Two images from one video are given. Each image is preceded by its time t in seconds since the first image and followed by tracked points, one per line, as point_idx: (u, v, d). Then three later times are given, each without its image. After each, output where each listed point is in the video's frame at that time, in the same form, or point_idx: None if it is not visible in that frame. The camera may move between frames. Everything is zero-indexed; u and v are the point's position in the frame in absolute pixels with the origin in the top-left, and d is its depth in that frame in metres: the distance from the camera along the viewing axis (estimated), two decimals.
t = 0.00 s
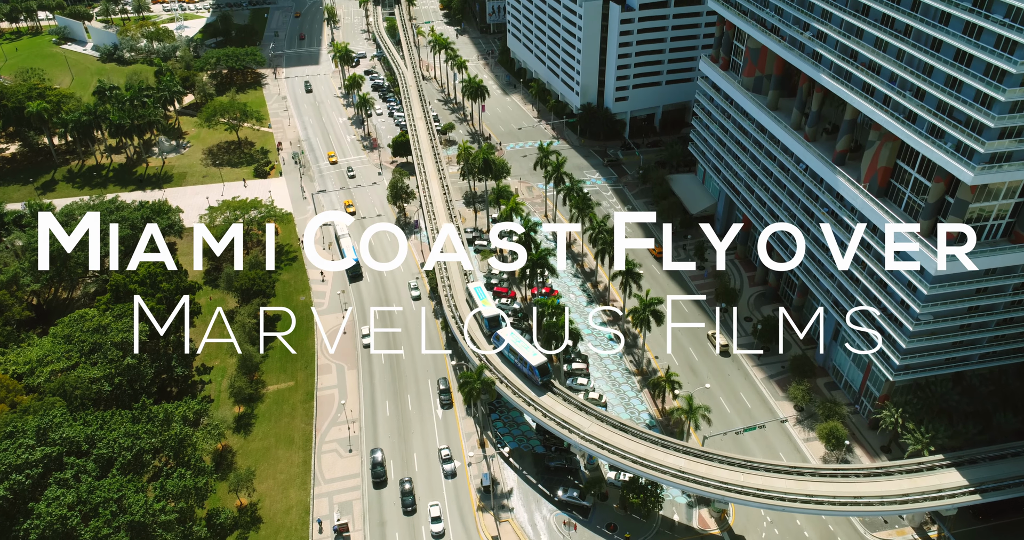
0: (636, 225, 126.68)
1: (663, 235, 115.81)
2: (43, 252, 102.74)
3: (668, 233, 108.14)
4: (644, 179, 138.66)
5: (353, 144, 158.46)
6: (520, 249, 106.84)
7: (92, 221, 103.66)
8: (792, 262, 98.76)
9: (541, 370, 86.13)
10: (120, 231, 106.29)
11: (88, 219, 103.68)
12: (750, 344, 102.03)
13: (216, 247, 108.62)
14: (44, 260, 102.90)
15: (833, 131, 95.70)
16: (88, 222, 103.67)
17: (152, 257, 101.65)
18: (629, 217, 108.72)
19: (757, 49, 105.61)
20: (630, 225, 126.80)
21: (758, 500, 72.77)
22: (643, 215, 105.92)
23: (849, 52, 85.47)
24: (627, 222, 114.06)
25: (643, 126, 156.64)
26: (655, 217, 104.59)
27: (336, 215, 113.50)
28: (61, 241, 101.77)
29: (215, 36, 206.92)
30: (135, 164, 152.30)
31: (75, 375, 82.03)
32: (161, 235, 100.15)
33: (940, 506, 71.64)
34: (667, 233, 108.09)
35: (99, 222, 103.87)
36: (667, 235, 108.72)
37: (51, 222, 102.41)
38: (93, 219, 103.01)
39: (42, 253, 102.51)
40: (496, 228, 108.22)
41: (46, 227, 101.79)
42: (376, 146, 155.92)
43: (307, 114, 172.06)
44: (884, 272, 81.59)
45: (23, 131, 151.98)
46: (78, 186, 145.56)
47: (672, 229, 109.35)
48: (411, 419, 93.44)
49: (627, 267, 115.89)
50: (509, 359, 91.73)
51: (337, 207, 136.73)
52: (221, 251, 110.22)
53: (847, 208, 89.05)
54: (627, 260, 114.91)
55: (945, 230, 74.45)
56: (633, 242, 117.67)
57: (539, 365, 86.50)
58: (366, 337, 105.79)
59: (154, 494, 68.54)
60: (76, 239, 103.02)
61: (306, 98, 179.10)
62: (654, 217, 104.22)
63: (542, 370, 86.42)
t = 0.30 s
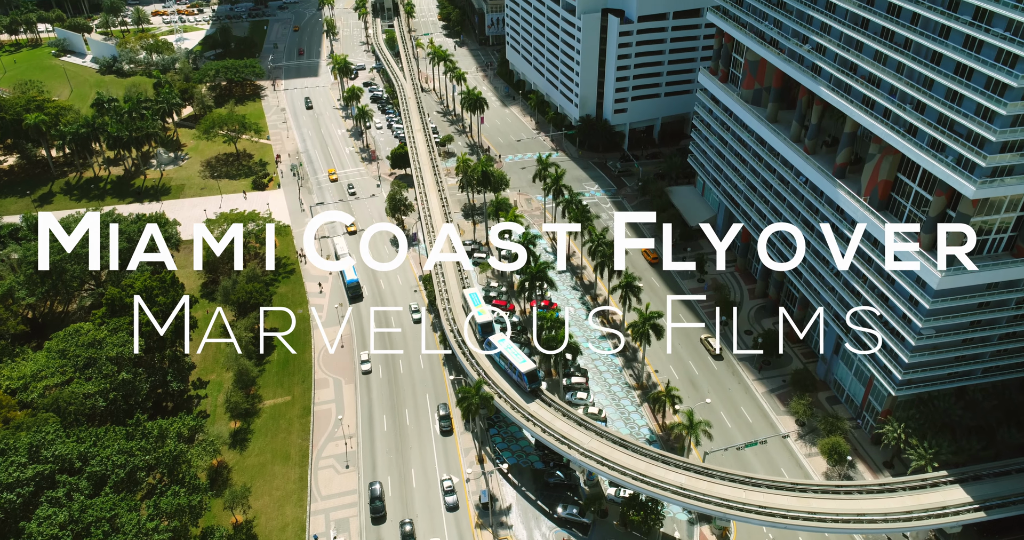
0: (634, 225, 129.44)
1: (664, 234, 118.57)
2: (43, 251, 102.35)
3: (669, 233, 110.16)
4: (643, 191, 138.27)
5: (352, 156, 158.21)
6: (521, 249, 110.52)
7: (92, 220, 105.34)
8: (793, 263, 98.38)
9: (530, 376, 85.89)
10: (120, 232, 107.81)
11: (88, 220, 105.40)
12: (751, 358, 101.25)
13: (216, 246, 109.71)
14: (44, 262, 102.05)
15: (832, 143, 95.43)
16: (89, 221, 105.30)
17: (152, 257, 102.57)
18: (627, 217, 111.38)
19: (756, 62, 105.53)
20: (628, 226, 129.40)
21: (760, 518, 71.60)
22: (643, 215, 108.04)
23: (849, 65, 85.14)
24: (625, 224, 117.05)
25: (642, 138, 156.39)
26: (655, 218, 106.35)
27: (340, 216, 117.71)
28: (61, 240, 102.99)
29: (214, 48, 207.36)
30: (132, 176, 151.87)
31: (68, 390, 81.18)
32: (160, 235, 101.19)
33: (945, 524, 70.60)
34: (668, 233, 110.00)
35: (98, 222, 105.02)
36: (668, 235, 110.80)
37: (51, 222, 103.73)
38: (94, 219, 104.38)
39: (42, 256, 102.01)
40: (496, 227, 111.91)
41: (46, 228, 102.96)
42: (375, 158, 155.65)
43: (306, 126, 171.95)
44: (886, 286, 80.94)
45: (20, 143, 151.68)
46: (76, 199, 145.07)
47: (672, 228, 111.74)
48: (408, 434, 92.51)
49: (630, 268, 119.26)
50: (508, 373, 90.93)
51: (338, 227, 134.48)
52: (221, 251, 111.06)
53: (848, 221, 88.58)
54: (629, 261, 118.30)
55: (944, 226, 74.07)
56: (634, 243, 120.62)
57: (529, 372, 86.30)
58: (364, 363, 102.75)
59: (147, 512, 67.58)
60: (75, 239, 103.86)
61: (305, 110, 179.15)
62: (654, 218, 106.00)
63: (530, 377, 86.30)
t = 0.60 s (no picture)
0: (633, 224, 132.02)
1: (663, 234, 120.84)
2: (43, 252, 104.02)
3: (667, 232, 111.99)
4: (642, 203, 137.83)
5: (351, 168, 157.87)
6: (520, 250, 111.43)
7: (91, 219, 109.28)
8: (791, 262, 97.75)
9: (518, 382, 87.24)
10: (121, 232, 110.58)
11: (89, 219, 109.16)
12: (752, 372, 100.46)
13: (215, 246, 113.49)
14: (44, 262, 103.44)
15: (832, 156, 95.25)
16: (88, 221, 108.98)
17: (153, 257, 105.94)
18: (627, 218, 113.44)
19: (755, 74, 105.34)
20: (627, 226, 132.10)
21: (762, 536, 70.43)
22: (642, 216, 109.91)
23: (848, 78, 84.89)
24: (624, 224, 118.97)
25: (642, 150, 156.17)
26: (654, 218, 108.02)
27: (339, 215, 115.08)
28: (62, 240, 107.00)
29: (213, 60, 207.61)
30: (130, 188, 151.33)
31: (63, 405, 80.37)
32: (160, 236, 105.32)
33: None
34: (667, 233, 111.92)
35: (99, 222, 107.19)
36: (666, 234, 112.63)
37: (52, 224, 108.64)
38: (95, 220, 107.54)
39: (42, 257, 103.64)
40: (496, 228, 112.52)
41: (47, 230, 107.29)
42: (373, 171, 155.33)
43: (304, 137, 171.74)
44: (888, 299, 80.32)
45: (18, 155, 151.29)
46: (73, 211, 144.53)
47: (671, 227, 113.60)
48: (406, 448, 91.69)
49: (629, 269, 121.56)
50: (507, 387, 90.26)
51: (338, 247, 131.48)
52: (221, 250, 114.12)
53: (849, 234, 88.09)
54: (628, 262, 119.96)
55: (945, 232, 73.43)
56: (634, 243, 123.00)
57: (519, 377, 88.04)
58: (363, 391, 99.48)
59: (140, 531, 66.62)
60: (76, 239, 107.44)
61: (304, 121, 179.09)
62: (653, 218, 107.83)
63: (521, 383, 87.93)
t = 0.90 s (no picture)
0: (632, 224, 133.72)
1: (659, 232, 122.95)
2: (43, 253, 107.45)
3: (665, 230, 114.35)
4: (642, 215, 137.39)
5: (349, 179, 157.46)
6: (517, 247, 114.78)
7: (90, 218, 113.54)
8: (784, 267, 96.71)
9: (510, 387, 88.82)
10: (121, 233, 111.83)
11: (88, 218, 113.18)
12: (753, 385, 99.60)
13: (216, 247, 115.74)
14: (44, 261, 107.39)
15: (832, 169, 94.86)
16: (88, 221, 113.23)
17: (153, 256, 107.45)
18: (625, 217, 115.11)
19: (755, 86, 105.11)
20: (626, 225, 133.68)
21: None
22: (644, 216, 110.88)
23: (848, 90, 84.54)
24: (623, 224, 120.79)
25: (641, 161, 155.87)
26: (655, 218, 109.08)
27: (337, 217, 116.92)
28: (63, 240, 110.56)
29: (213, 71, 207.78)
30: (128, 200, 150.93)
31: (56, 421, 79.46)
32: (160, 236, 106.17)
33: None
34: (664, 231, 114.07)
35: (99, 222, 110.19)
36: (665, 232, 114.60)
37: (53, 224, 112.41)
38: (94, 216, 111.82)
39: (42, 256, 107.38)
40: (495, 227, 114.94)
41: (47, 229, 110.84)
42: (372, 182, 155.00)
43: (303, 149, 171.54)
44: (890, 313, 79.61)
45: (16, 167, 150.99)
46: (71, 223, 144.10)
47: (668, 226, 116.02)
48: (405, 464, 90.62)
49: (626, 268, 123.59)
50: (506, 400, 89.77)
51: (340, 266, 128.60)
52: (221, 251, 116.40)
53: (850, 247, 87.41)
54: (624, 260, 123.00)
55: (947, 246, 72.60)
56: (633, 243, 124.78)
57: (510, 382, 89.51)
58: (361, 420, 96.03)
59: None
60: (76, 239, 111.14)
61: (303, 133, 179.01)
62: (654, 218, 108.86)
63: (511, 389, 89.59)
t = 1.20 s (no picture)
0: (632, 224, 136.59)
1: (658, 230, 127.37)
2: (44, 254, 108.90)
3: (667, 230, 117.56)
4: (642, 226, 136.91)
5: (348, 191, 157.02)
6: (517, 248, 121.45)
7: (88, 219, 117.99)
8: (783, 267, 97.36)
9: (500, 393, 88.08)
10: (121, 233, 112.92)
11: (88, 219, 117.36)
12: (754, 399, 98.81)
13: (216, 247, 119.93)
14: (44, 262, 108.55)
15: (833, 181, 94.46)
16: (88, 221, 117.56)
17: (154, 256, 111.10)
18: (627, 218, 117.53)
19: (754, 98, 104.84)
20: (626, 226, 136.60)
21: None
22: (643, 216, 112.73)
23: (848, 103, 84.25)
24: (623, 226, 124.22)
25: (640, 172, 155.75)
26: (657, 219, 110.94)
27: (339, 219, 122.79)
28: (61, 240, 111.53)
29: (212, 82, 207.93)
30: (126, 212, 150.44)
31: (50, 436, 78.53)
32: (161, 235, 109.67)
33: None
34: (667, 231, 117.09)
35: (97, 220, 114.42)
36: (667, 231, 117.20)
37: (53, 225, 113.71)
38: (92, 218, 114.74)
39: (42, 257, 109.18)
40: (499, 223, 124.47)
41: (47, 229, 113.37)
42: (371, 194, 154.62)
43: (302, 160, 171.23)
44: (893, 326, 78.92)
45: (13, 179, 150.52)
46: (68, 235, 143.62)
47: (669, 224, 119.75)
48: (402, 479, 89.57)
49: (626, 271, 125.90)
50: (504, 414, 89.10)
51: (340, 286, 125.85)
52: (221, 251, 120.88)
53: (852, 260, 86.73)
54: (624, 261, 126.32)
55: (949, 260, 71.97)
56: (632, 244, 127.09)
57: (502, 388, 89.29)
58: (360, 450, 92.84)
59: None
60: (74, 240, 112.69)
61: (301, 144, 178.86)
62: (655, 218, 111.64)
63: (501, 395, 88.45)
